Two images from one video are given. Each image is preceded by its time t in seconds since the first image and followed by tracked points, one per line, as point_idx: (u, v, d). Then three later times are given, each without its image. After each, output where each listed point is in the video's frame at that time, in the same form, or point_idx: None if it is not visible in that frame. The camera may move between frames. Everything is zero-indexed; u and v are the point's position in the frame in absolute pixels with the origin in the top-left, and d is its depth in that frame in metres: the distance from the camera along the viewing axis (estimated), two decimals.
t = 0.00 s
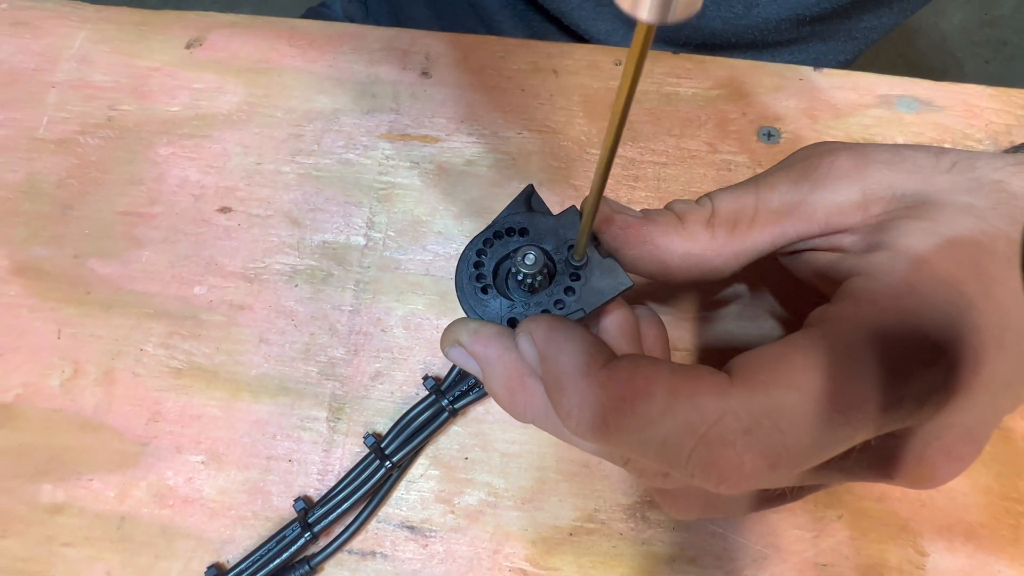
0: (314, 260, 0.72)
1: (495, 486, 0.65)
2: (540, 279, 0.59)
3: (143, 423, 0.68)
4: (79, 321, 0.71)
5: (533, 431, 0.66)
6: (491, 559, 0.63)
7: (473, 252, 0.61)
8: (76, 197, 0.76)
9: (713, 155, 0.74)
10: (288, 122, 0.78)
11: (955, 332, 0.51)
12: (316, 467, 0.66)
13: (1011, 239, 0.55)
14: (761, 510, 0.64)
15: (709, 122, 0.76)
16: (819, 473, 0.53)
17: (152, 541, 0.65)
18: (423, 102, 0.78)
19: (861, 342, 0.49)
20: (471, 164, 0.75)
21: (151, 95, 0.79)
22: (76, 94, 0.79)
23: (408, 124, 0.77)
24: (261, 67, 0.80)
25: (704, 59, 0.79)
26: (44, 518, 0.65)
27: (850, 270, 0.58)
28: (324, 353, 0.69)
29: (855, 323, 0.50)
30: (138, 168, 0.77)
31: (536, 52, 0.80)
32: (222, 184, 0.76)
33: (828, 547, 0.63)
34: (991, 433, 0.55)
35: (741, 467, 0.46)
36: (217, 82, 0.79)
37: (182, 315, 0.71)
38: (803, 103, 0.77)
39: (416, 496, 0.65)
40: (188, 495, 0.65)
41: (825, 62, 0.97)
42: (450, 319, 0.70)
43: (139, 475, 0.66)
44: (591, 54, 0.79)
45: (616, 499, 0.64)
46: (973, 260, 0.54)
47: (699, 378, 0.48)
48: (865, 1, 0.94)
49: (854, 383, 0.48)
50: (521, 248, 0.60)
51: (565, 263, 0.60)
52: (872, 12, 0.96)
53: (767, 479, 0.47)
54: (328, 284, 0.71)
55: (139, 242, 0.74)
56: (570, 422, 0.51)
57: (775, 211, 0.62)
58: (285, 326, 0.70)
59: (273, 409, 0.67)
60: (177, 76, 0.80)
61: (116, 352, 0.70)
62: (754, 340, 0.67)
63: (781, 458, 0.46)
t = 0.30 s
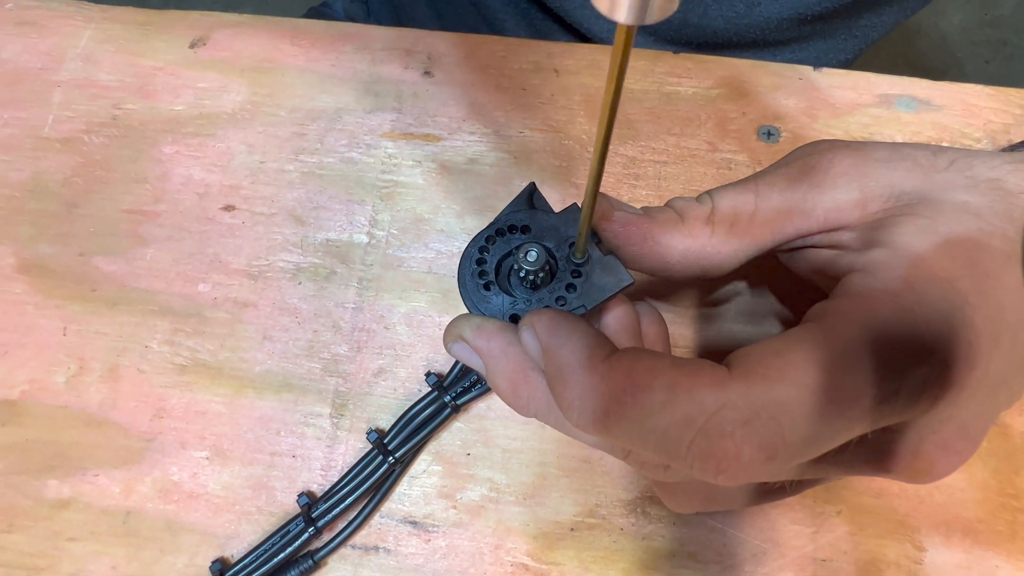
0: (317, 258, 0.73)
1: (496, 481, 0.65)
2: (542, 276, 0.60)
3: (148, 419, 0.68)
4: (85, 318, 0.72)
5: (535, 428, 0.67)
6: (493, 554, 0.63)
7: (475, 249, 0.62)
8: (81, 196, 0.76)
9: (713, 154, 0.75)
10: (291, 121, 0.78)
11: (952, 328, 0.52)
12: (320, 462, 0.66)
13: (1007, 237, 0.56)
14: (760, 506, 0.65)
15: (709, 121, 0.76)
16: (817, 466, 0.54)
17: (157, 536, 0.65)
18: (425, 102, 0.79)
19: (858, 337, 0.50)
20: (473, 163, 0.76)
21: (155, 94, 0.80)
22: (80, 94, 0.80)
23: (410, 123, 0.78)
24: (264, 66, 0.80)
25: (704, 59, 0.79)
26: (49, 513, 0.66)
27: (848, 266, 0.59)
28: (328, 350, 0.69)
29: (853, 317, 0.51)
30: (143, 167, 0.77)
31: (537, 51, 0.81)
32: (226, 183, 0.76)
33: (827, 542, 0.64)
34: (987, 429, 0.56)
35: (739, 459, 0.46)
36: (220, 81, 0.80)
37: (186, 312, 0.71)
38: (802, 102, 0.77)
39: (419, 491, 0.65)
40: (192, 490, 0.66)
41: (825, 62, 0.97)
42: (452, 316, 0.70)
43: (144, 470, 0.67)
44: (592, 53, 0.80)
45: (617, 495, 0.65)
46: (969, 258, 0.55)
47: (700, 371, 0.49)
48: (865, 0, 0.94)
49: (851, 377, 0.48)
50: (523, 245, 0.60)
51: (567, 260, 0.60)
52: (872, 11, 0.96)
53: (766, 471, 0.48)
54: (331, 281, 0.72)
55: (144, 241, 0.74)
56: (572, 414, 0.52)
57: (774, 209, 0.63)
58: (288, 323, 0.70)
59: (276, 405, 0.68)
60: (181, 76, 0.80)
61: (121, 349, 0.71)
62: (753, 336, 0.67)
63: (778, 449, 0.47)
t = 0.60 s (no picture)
0: (317, 258, 0.73)
1: (496, 482, 0.65)
2: (541, 275, 0.60)
3: (148, 419, 0.68)
4: (84, 318, 0.72)
5: (534, 428, 0.67)
6: (493, 554, 0.63)
7: (474, 248, 0.62)
8: (81, 196, 0.76)
9: (712, 154, 0.75)
10: (291, 121, 0.78)
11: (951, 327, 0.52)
12: (319, 463, 0.66)
13: (1007, 237, 0.56)
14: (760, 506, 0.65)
15: (709, 121, 0.76)
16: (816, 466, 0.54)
17: (157, 536, 0.65)
18: (424, 102, 0.79)
19: (857, 337, 0.50)
20: (473, 163, 0.76)
21: (155, 94, 0.80)
22: (80, 93, 0.80)
23: (410, 123, 0.78)
24: (264, 66, 0.80)
25: (704, 59, 0.79)
26: (49, 513, 0.66)
27: (847, 266, 0.59)
28: (327, 350, 0.69)
29: (852, 317, 0.51)
30: (143, 167, 0.77)
31: (537, 51, 0.80)
32: (226, 183, 0.76)
33: (827, 542, 0.63)
34: (987, 429, 0.56)
35: (737, 458, 0.46)
36: (220, 81, 0.80)
37: (186, 313, 0.71)
38: (802, 102, 0.77)
39: (418, 491, 0.65)
40: (192, 490, 0.66)
41: (825, 61, 0.97)
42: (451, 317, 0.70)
43: (144, 470, 0.67)
44: (592, 53, 0.80)
45: (616, 495, 0.65)
46: (969, 258, 0.55)
47: (699, 370, 0.49)
48: None
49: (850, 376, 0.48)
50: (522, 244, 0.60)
51: (566, 258, 0.60)
52: (873, 9, 0.96)
53: (764, 471, 0.48)
54: (331, 281, 0.72)
55: (144, 241, 0.74)
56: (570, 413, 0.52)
57: (773, 208, 0.63)
58: (288, 323, 0.70)
59: (276, 406, 0.68)
60: (181, 75, 0.80)
61: (121, 349, 0.71)
62: (753, 336, 0.67)
63: (777, 448, 0.47)
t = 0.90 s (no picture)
0: (317, 258, 0.73)
1: (496, 482, 0.65)
2: (541, 276, 0.60)
3: (148, 419, 0.68)
4: (84, 318, 0.71)
5: (534, 428, 0.67)
6: (492, 554, 0.63)
7: (474, 249, 0.62)
8: (81, 196, 0.76)
9: (712, 154, 0.75)
10: (290, 120, 0.78)
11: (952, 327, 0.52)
12: (319, 463, 0.66)
13: (1007, 238, 0.56)
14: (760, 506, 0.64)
15: (709, 121, 0.76)
16: (817, 466, 0.54)
17: (156, 536, 0.65)
18: (424, 102, 0.78)
19: (858, 337, 0.50)
20: (473, 163, 0.75)
21: (155, 94, 0.80)
22: (80, 93, 0.80)
23: (410, 123, 0.78)
24: (264, 66, 0.80)
25: (704, 58, 0.79)
26: (48, 514, 0.66)
27: (851, 267, 0.59)
28: (327, 350, 0.69)
29: (853, 317, 0.51)
30: (142, 167, 0.77)
31: (537, 51, 0.80)
32: (225, 183, 0.76)
33: (827, 543, 0.63)
34: (988, 429, 0.56)
35: (737, 454, 0.46)
36: (220, 80, 0.80)
37: (186, 313, 0.71)
38: (802, 102, 0.77)
39: (418, 492, 0.65)
40: (192, 491, 0.66)
41: (823, 60, 0.97)
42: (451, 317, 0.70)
43: (144, 470, 0.67)
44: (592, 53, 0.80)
45: (616, 495, 0.65)
46: (970, 258, 0.55)
47: (698, 367, 0.49)
48: None
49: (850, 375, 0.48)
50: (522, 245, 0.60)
51: (566, 260, 0.60)
52: (873, 9, 0.96)
53: (763, 468, 0.47)
54: (331, 281, 0.72)
55: (143, 241, 0.74)
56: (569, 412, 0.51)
57: (774, 208, 0.63)
58: (288, 323, 0.70)
59: (276, 406, 0.68)
60: (181, 75, 0.80)
61: (120, 349, 0.71)
62: (753, 336, 0.67)
63: (776, 445, 0.47)
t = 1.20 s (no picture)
0: (317, 258, 0.73)
1: (496, 482, 0.65)
2: (542, 267, 0.60)
3: (148, 419, 0.68)
4: (83, 317, 0.71)
5: (534, 428, 0.67)
6: (493, 554, 0.63)
7: (475, 241, 0.62)
8: (81, 196, 0.76)
9: (713, 154, 0.75)
10: (290, 120, 0.78)
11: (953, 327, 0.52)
12: (319, 462, 0.66)
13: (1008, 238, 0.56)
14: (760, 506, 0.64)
15: (710, 121, 0.76)
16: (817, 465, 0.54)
17: (156, 536, 0.65)
18: (424, 102, 0.78)
19: (859, 335, 0.50)
20: (473, 163, 0.75)
21: (154, 94, 0.80)
22: (80, 93, 0.79)
23: (410, 123, 0.78)
24: (264, 66, 0.80)
25: (704, 58, 0.79)
26: (49, 514, 0.66)
27: (852, 265, 0.59)
28: (327, 350, 0.69)
29: (854, 316, 0.51)
30: (142, 167, 0.77)
31: (537, 51, 0.80)
32: (225, 183, 0.76)
33: (828, 543, 0.63)
34: (988, 429, 0.56)
35: (736, 452, 0.46)
36: (220, 80, 0.80)
37: (186, 312, 0.71)
38: (802, 102, 0.77)
39: (418, 491, 0.65)
40: (192, 491, 0.66)
41: (823, 61, 0.97)
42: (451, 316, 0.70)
43: (144, 470, 0.67)
44: (593, 52, 0.80)
45: (617, 495, 0.65)
46: (971, 258, 0.55)
47: (700, 365, 0.48)
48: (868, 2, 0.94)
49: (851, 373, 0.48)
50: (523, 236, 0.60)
51: (567, 252, 0.60)
52: (875, 10, 0.96)
53: (763, 467, 0.47)
54: (331, 281, 0.71)
55: (143, 241, 0.74)
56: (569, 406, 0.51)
57: (775, 204, 0.63)
58: (288, 323, 0.70)
59: (276, 406, 0.68)
60: (181, 75, 0.80)
61: (121, 349, 0.70)
62: (753, 335, 0.67)
63: (775, 443, 0.46)
